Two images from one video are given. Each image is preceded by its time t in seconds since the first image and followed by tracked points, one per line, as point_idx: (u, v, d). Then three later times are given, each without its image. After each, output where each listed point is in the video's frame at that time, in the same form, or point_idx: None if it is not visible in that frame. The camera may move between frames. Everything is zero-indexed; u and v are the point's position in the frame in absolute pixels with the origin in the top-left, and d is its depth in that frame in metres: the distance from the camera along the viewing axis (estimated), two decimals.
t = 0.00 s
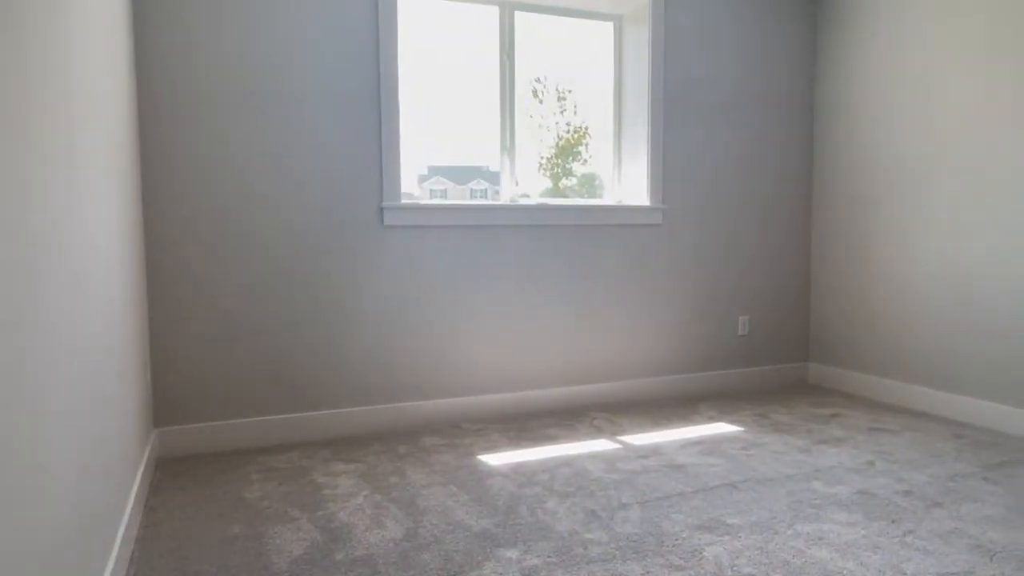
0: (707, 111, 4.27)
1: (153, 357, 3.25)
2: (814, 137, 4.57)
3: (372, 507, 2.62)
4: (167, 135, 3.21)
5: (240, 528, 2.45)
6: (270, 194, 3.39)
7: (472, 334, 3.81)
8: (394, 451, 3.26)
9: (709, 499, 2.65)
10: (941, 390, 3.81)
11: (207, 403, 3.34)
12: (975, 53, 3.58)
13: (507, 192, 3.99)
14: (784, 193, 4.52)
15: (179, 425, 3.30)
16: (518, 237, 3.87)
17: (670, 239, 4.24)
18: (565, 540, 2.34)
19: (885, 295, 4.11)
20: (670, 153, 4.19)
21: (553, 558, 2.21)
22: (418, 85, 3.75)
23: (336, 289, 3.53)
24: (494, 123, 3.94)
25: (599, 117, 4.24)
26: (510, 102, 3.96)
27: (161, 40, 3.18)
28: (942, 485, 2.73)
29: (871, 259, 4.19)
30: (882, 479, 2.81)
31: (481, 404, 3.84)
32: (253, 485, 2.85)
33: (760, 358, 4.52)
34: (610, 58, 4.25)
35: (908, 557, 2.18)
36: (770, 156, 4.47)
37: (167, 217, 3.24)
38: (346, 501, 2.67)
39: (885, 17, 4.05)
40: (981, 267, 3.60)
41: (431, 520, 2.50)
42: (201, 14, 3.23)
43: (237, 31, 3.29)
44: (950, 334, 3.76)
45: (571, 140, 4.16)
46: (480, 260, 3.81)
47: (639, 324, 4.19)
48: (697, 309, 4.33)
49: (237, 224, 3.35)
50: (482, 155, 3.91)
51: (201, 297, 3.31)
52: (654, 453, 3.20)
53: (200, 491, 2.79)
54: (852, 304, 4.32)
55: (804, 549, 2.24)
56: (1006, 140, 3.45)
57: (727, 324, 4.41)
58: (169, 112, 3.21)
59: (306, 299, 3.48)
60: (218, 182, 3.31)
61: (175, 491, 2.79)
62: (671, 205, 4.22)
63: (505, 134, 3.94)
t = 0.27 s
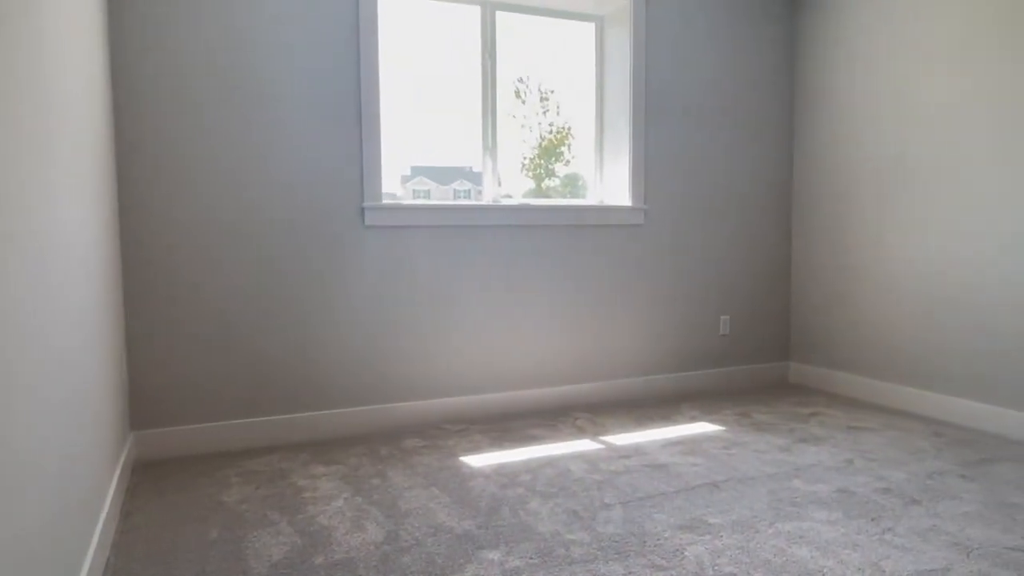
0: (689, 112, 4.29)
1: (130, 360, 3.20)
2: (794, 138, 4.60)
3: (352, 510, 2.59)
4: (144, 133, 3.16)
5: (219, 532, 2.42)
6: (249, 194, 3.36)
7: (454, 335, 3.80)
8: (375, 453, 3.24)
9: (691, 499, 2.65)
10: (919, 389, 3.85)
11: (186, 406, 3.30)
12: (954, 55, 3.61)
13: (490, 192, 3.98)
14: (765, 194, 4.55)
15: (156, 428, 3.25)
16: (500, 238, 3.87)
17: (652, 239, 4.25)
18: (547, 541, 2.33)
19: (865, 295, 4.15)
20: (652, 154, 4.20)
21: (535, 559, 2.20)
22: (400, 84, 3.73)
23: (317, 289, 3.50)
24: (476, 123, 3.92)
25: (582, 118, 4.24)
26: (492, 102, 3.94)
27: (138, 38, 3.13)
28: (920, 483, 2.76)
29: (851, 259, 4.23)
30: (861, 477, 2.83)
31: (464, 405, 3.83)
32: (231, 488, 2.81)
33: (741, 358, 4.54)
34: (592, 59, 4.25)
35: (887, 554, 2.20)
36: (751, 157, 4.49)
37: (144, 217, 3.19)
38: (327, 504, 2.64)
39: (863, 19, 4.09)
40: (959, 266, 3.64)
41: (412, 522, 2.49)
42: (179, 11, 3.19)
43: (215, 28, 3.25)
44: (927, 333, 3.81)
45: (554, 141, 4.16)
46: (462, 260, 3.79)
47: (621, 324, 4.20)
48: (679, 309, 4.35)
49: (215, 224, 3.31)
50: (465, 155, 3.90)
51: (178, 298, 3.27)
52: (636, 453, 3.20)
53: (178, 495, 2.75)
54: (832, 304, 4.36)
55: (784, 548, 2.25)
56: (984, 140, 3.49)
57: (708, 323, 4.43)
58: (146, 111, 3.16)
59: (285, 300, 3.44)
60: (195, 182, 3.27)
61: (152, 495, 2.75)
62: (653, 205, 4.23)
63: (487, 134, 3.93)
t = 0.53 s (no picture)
0: (663, 113, 4.32)
1: (99, 363, 3.14)
2: (766, 139, 4.65)
3: (326, 512, 2.57)
4: (112, 130, 3.10)
5: (190, 536, 2.39)
6: (220, 194, 3.31)
7: (430, 335, 3.79)
8: (350, 455, 3.22)
9: (665, 496, 2.67)
10: (889, 386, 3.91)
11: (156, 409, 3.25)
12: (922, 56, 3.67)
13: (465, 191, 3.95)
14: (738, 194, 4.60)
15: (126, 432, 3.19)
16: (476, 238, 3.86)
17: (627, 239, 4.27)
18: (522, 541, 2.33)
19: (835, 293, 4.21)
20: (627, 155, 4.23)
21: (510, 559, 2.20)
22: (374, 84, 3.71)
23: (290, 290, 3.47)
24: (451, 122, 3.91)
25: (558, 118, 4.25)
26: (467, 101, 3.92)
27: (106, 36, 3.07)
28: (889, 478, 2.81)
29: (822, 258, 4.29)
30: (832, 473, 2.87)
31: (440, 405, 3.82)
32: (203, 492, 2.77)
33: (715, 356, 4.59)
34: (567, 59, 4.26)
35: (857, 549, 2.23)
36: (725, 158, 4.54)
37: (113, 218, 3.13)
38: (300, 507, 2.62)
39: (833, 22, 4.15)
40: (925, 265, 3.71)
41: (387, 524, 2.47)
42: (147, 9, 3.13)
43: (184, 24, 3.20)
44: (895, 331, 3.87)
45: (530, 141, 4.16)
46: (437, 260, 3.78)
47: (596, 324, 4.22)
48: (654, 308, 4.38)
49: (185, 225, 3.26)
50: (440, 155, 3.89)
51: (148, 299, 3.22)
52: (612, 451, 3.21)
53: (148, 500, 2.70)
54: (804, 302, 4.42)
55: (757, 544, 2.27)
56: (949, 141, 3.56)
57: (683, 323, 4.47)
58: (114, 110, 3.11)
59: (256, 301, 3.40)
60: (165, 180, 3.22)
61: (121, 500, 2.70)
62: (628, 206, 4.25)
63: (463, 133, 3.91)
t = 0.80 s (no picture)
0: (631, 115, 4.35)
1: (58, 367, 3.07)
2: (732, 141, 4.72)
3: (293, 516, 2.54)
4: (71, 129, 3.03)
5: (153, 543, 2.34)
6: (185, 194, 3.26)
7: (399, 336, 3.77)
8: (318, 458, 3.19)
9: (633, 495, 2.69)
10: (851, 382, 3.99)
11: (119, 413, 3.18)
12: (883, 61, 3.76)
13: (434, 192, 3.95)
14: (705, 195, 4.66)
15: (86, 437, 3.12)
16: (445, 238, 3.86)
17: (596, 239, 4.30)
18: (492, 541, 2.34)
19: (800, 292, 4.29)
20: (596, 156, 4.25)
21: (480, 560, 2.20)
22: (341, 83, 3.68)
23: (257, 292, 3.43)
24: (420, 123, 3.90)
25: (527, 119, 4.26)
26: (436, 102, 3.91)
27: (65, 33, 3.00)
28: (851, 473, 2.87)
29: (787, 258, 4.36)
30: (796, 469, 2.92)
31: (409, 406, 3.81)
32: (167, 497, 2.72)
33: (683, 355, 4.64)
34: (536, 60, 4.27)
35: (820, 543, 2.27)
36: (692, 159, 4.59)
37: (73, 219, 3.06)
38: (267, 511, 2.59)
39: (797, 26, 4.23)
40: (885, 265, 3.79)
41: (356, 527, 2.45)
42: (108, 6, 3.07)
43: (147, 22, 3.14)
44: (857, 329, 3.95)
45: (500, 141, 4.16)
46: (406, 261, 3.77)
47: (566, 324, 4.24)
48: (623, 308, 4.41)
49: (149, 224, 3.20)
50: (408, 155, 3.87)
51: (109, 301, 3.15)
52: (581, 450, 3.23)
53: (110, 506, 2.65)
54: (770, 301, 4.49)
55: (724, 540, 2.30)
56: (909, 144, 3.65)
57: (651, 322, 4.51)
58: (74, 109, 3.04)
59: (221, 302, 3.36)
60: (127, 180, 3.16)
61: (82, 507, 2.64)
62: (597, 206, 4.28)
63: (432, 134, 3.91)
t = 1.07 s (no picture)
0: (593, 116, 4.40)
1: (9, 372, 2.98)
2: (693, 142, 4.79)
3: (254, 519, 2.51)
4: (22, 128, 2.95)
5: (109, 549, 2.30)
6: (141, 194, 3.19)
7: (363, 337, 3.75)
8: (280, 460, 3.15)
9: (596, 492, 2.72)
10: (808, 378, 4.09)
11: (73, 418, 3.11)
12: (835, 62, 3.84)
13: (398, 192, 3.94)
14: (666, 196, 4.73)
15: (38, 443, 3.04)
16: (408, 239, 3.85)
17: (559, 239, 4.33)
18: (455, 540, 2.34)
19: (757, 290, 4.37)
20: (558, 156, 4.28)
21: (443, 559, 2.20)
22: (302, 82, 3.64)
23: (217, 293, 3.38)
24: (382, 122, 3.88)
25: (491, 119, 4.26)
26: (399, 101, 3.90)
27: (14, 29, 2.92)
28: (807, 467, 2.94)
29: (745, 257, 4.44)
30: (754, 463, 2.99)
31: (373, 407, 3.79)
32: (123, 503, 2.67)
33: (645, 353, 4.70)
34: (499, 61, 4.29)
35: (777, 536, 2.32)
36: (653, 159, 4.65)
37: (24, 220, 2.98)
38: (227, 515, 2.55)
39: (753, 30, 4.31)
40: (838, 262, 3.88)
41: (318, 529, 2.43)
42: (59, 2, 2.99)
43: (100, 19, 3.07)
44: (811, 326, 4.04)
45: (464, 141, 4.16)
46: (370, 261, 3.75)
47: (529, 323, 4.26)
48: (586, 307, 4.45)
49: (103, 224, 3.13)
50: (371, 155, 3.85)
51: (62, 303, 3.07)
52: (544, 448, 3.26)
53: (63, 513, 2.58)
54: (729, 300, 4.57)
55: (683, 534, 2.34)
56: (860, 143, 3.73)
57: (614, 321, 4.56)
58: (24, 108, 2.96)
59: (179, 304, 3.30)
60: (80, 180, 3.08)
61: (34, 515, 2.57)
62: (560, 206, 4.32)
63: (394, 133, 3.89)
